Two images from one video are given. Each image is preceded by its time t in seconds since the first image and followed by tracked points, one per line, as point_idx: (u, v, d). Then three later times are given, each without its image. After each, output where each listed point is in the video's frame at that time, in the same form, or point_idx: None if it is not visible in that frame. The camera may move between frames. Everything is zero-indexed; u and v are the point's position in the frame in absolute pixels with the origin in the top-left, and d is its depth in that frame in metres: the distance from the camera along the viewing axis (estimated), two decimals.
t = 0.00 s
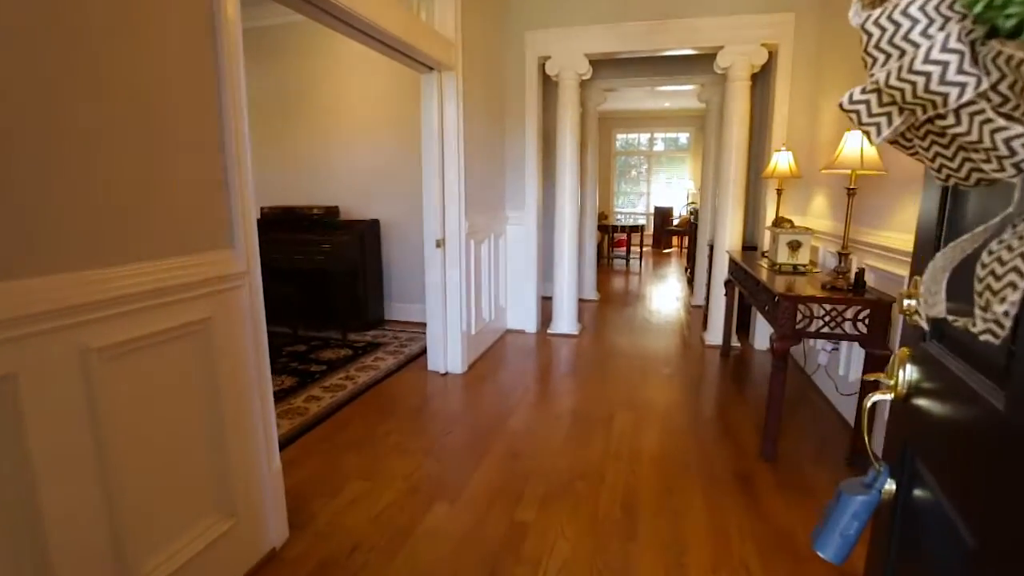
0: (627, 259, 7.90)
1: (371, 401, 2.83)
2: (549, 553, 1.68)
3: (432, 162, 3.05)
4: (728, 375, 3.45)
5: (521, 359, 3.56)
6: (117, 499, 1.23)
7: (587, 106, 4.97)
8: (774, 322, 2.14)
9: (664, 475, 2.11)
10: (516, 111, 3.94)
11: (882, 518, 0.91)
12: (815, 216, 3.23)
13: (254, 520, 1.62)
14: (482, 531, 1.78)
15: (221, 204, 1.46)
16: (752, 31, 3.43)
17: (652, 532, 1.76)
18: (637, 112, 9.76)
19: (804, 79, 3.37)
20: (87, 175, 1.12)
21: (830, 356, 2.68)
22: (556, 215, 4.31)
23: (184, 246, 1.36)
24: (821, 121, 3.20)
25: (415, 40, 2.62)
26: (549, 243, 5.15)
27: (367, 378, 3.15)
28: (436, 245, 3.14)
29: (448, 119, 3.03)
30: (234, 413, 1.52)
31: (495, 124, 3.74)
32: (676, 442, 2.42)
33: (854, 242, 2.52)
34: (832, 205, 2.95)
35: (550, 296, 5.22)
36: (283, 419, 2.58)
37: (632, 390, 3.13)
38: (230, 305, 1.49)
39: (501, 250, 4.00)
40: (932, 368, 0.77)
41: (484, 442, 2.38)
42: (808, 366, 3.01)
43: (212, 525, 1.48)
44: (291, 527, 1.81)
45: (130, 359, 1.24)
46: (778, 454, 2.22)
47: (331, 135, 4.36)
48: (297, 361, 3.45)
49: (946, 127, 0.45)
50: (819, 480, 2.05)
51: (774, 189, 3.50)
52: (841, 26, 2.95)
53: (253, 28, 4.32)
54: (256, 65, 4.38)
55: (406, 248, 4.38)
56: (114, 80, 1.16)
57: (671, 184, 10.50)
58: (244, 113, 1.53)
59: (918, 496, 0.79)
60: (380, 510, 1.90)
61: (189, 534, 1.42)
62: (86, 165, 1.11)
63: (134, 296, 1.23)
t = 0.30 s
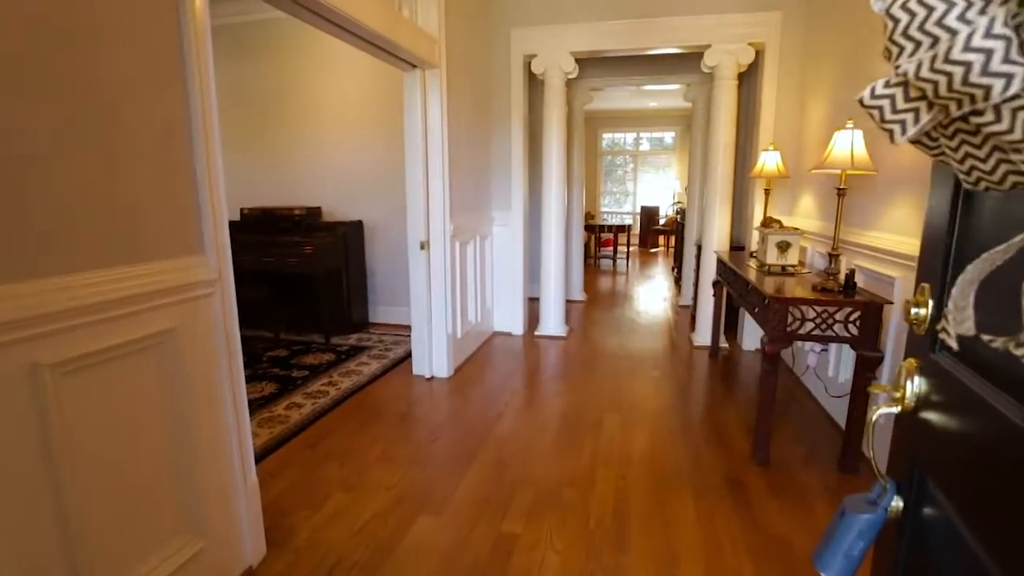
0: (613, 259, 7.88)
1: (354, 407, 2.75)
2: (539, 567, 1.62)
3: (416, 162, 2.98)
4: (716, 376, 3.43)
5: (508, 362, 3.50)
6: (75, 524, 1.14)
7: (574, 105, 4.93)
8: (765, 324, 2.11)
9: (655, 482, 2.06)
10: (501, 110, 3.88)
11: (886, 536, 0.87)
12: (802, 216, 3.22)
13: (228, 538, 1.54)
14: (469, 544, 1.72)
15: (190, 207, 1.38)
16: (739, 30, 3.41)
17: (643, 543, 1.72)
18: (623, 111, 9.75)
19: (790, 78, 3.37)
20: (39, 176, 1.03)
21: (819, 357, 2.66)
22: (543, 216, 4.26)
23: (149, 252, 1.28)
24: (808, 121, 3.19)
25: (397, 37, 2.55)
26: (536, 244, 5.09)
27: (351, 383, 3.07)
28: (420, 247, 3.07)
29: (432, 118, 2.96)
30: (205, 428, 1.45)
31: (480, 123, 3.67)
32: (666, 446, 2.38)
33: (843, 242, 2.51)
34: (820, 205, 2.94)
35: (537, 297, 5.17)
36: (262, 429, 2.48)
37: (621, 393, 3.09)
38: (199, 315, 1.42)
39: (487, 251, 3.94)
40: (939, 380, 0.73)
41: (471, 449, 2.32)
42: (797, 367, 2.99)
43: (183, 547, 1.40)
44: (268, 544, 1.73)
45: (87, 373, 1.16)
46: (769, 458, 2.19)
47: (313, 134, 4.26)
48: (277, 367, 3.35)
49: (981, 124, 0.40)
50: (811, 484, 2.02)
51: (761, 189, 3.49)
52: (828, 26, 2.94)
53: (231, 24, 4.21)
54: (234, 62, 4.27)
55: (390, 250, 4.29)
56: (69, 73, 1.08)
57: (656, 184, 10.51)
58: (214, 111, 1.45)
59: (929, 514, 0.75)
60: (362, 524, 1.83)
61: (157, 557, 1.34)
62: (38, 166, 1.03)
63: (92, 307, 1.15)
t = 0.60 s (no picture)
0: (603, 259, 7.86)
1: (341, 412, 2.68)
2: None
3: (403, 161, 2.92)
4: (708, 377, 3.40)
5: (498, 364, 3.45)
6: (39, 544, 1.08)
7: (563, 104, 4.90)
8: (758, 325, 2.08)
9: (648, 486, 2.03)
10: (489, 109, 3.84)
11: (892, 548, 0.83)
12: (792, 216, 3.21)
13: (207, 553, 1.48)
14: (458, 553, 1.67)
15: (165, 208, 1.32)
16: (729, 29, 3.40)
17: (637, 550, 1.68)
18: (612, 111, 9.75)
19: (780, 78, 3.36)
20: None
21: (810, 357, 2.65)
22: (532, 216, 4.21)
23: (119, 255, 1.21)
24: (798, 120, 3.18)
25: (384, 33, 2.48)
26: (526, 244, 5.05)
27: (338, 387, 3.00)
28: (408, 248, 3.02)
29: (420, 116, 2.91)
30: (183, 439, 1.38)
31: (469, 122, 3.62)
32: (659, 449, 2.35)
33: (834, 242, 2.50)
34: (811, 205, 2.93)
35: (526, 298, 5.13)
36: (245, 436, 2.40)
37: (612, 394, 3.06)
38: (175, 321, 1.35)
39: (476, 252, 3.89)
40: (949, 386, 0.69)
41: (461, 454, 2.27)
42: (788, 367, 2.98)
43: (157, 563, 1.34)
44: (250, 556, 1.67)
45: (51, 385, 1.10)
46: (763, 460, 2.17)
47: (298, 133, 4.18)
48: (262, 370, 3.27)
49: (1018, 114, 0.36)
50: (805, 486, 2.00)
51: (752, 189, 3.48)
52: (818, 25, 2.93)
53: (213, 21, 4.12)
54: (216, 59, 4.18)
55: (378, 251, 4.23)
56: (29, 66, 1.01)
57: (646, 184, 10.52)
58: (191, 106, 1.38)
59: (939, 526, 0.71)
60: (348, 534, 1.77)
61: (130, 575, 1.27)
62: None
63: (58, 314, 1.08)
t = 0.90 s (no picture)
0: (594, 259, 7.83)
1: (329, 417, 2.61)
2: None
3: (391, 161, 2.86)
4: (702, 378, 3.37)
5: (490, 366, 3.40)
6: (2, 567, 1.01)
7: (554, 103, 4.86)
8: (754, 326, 2.05)
9: (644, 492, 1.99)
10: (480, 108, 3.79)
11: (905, 563, 0.79)
12: (785, 215, 3.20)
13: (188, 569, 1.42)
14: (450, 564, 1.62)
15: (139, 210, 1.26)
16: (720, 27, 3.38)
17: (633, 558, 1.64)
18: (602, 111, 9.73)
19: (772, 76, 3.34)
20: None
21: (805, 358, 2.63)
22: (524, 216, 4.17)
23: (89, 260, 1.14)
24: (791, 119, 3.16)
25: (372, 29, 2.42)
26: (517, 245, 5.01)
27: (326, 391, 2.93)
28: (398, 249, 2.96)
29: (409, 114, 2.85)
30: (160, 452, 1.32)
31: (459, 121, 3.57)
32: (654, 453, 2.31)
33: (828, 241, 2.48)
34: (804, 204, 2.91)
35: (518, 299, 5.08)
36: (230, 442, 2.32)
37: (606, 396, 3.02)
38: (152, 328, 1.29)
39: (467, 253, 3.84)
40: (966, 395, 0.65)
41: (452, 459, 2.22)
42: (783, 368, 2.96)
43: None
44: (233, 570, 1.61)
45: (16, 397, 1.03)
46: (759, 464, 2.13)
47: (285, 132, 4.11)
48: (248, 374, 3.19)
49: None
50: (802, 489, 1.97)
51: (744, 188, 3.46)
52: (810, 24, 2.91)
53: (198, 18, 4.03)
54: (201, 57, 4.10)
55: (367, 252, 4.16)
56: None
57: (636, 184, 10.52)
58: (167, 102, 1.31)
59: (954, 540, 0.67)
60: (336, 545, 1.71)
61: None
62: None
63: (23, 322, 1.01)
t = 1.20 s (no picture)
0: (588, 260, 7.79)
1: (319, 423, 2.54)
2: None
3: (382, 161, 2.80)
4: (698, 381, 3.34)
5: (483, 370, 3.34)
6: None
7: (548, 103, 4.82)
8: (752, 328, 2.01)
9: (642, 500, 1.94)
10: (472, 108, 3.73)
11: None
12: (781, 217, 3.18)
13: None
14: None
15: (115, 215, 1.19)
16: (715, 26, 3.35)
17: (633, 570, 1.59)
18: (594, 111, 9.71)
19: (767, 76, 3.31)
20: None
21: (802, 361, 2.60)
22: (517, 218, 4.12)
23: (59, 264, 1.07)
24: (786, 119, 3.14)
25: (362, 26, 2.36)
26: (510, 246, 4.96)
27: (316, 396, 2.86)
28: (389, 251, 2.90)
29: (400, 113, 2.79)
30: (137, 468, 1.26)
31: (451, 121, 3.52)
32: (651, 459, 2.27)
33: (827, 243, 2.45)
34: (801, 205, 2.88)
35: (512, 301, 5.02)
36: (215, 451, 2.24)
37: (601, 400, 2.97)
38: (128, 336, 1.22)
39: (459, 254, 3.78)
40: (995, 409, 0.60)
41: (445, 467, 2.16)
42: (780, 370, 2.93)
43: None
44: None
45: None
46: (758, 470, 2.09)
47: (274, 132, 4.03)
48: (235, 379, 3.11)
49: None
50: (802, 495, 1.93)
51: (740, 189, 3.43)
52: (806, 23, 2.88)
53: (184, 14, 3.95)
54: (188, 54, 4.02)
55: (358, 253, 4.09)
56: None
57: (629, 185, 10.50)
58: (143, 98, 1.24)
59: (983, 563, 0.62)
60: (324, 559, 1.65)
61: None
62: None
63: None
